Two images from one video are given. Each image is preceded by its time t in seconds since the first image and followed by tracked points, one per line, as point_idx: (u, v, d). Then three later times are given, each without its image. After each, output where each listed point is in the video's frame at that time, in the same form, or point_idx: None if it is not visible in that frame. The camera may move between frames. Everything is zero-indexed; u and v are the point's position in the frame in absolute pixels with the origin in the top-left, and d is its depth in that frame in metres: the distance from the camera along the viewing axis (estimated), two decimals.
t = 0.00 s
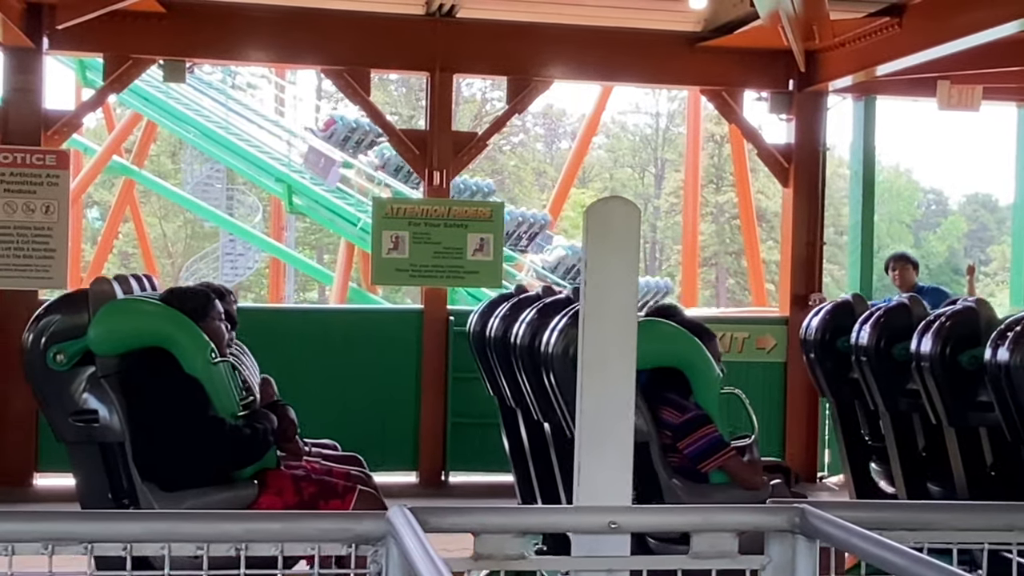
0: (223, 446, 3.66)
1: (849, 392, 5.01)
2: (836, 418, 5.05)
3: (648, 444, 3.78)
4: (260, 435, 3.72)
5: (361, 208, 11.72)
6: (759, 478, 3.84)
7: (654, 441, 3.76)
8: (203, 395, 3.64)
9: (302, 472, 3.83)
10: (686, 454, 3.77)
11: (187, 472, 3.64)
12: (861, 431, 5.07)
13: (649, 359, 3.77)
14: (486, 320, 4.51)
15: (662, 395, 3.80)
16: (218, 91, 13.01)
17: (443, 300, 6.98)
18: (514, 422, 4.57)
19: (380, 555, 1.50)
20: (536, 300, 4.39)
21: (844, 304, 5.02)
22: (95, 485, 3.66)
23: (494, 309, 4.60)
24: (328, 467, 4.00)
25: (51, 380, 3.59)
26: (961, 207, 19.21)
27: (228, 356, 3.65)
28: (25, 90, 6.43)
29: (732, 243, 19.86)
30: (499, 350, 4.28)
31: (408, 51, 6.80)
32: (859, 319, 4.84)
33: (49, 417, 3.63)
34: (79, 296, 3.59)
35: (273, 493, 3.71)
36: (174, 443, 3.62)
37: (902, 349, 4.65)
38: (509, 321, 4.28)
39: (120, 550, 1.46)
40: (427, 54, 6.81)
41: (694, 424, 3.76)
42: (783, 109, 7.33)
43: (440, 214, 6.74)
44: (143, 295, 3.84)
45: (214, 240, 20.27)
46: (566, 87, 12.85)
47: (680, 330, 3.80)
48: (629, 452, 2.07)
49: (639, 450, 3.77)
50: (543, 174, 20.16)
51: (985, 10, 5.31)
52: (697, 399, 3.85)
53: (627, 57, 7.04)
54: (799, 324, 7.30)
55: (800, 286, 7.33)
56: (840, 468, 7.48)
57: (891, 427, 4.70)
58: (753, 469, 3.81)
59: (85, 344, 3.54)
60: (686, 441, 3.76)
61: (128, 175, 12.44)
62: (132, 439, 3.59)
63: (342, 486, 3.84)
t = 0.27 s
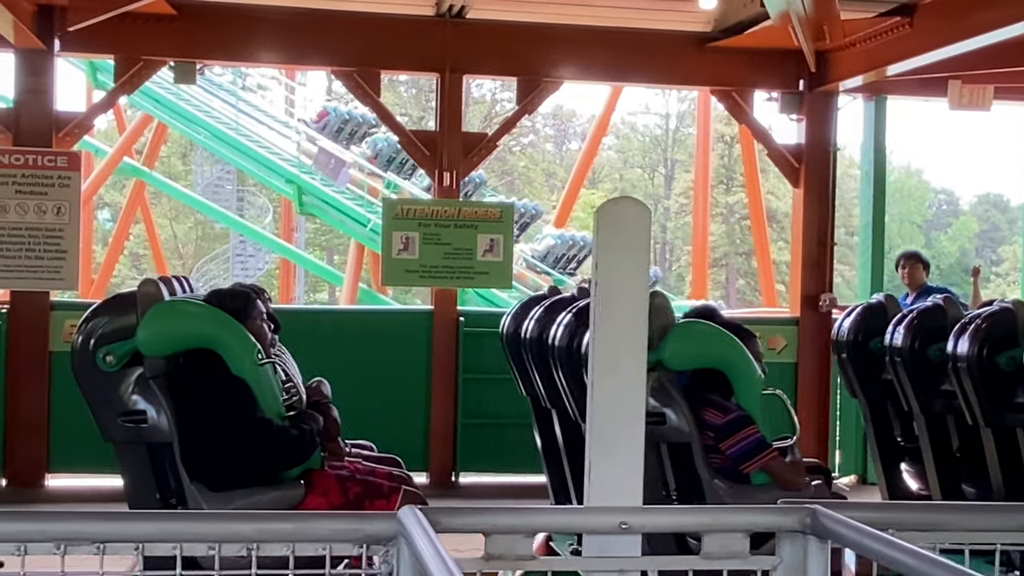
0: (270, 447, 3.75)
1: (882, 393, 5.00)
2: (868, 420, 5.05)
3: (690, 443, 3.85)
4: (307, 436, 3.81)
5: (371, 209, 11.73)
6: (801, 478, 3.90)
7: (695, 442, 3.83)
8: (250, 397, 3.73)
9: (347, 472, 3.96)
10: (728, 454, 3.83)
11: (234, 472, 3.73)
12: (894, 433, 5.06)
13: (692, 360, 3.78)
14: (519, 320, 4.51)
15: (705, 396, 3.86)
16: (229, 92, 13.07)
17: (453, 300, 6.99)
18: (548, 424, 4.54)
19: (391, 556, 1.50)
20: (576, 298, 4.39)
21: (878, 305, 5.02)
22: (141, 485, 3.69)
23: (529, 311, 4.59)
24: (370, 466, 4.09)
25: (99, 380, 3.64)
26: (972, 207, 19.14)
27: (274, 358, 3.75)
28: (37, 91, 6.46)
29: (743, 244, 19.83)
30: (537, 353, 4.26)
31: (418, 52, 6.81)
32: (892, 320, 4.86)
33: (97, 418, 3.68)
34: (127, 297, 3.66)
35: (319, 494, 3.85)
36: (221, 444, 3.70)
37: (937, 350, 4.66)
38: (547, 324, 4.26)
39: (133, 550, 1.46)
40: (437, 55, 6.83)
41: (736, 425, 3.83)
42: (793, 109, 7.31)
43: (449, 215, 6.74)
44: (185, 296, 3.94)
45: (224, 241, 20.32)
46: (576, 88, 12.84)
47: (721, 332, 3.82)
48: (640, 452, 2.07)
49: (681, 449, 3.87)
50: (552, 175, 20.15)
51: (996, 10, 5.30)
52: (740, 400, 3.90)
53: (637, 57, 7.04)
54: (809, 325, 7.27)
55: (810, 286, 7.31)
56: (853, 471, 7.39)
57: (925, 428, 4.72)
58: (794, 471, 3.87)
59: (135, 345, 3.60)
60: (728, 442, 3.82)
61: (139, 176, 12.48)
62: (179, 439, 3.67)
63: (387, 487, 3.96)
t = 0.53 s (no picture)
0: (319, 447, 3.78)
1: (918, 395, 4.87)
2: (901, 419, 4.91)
3: (734, 444, 3.87)
4: (354, 436, 3.85)
5: (383, 209, 11.75)
6: (845, 478, 3.89)
7: (739, 443, 3.84)
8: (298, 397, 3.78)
9: (393, 471, 3.94)
10: (773, 455, 3.85)
11: (284, 473, 3.75)
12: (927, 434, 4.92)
13: (737, 359, 3.77)
14: (554, 323, 4.48)
15: (747, 395, 3.88)
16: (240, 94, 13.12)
17: (464, 299, 6.98)
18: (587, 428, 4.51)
19: (403, 555, 1.50)
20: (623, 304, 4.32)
21: (911, 304, 4.85)
22: (191, 483, 3.74)
23: (563, 313, 4.54)
24: (414, 466, 4.07)
25: (149, 380, 3.68)
26: (984, 207, 19.09)
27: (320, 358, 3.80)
28: (50, 93, 6.49)
29: (754, 244, 19.81)
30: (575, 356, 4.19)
31: (429, 53, 6.81)
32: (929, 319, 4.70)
33: (147, 418, 3.73)
34: (175, 298, 3.69)
35: (367, 493, 3.85)
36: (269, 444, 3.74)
37: (974, 351, 4.54)
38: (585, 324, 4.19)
39: (145, 548, 1.46)
40: (448, 55, 6.83)
41: (779, 427, 3.84)
42: (805, 109, 7.29)
43: (460, 215, 6.74)
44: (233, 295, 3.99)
45: (236, 242, 20.37)
46: (586, 88, 12.85)
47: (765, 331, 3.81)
48: (653, 450, 2.07)
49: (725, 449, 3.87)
50: (563, 175, 20.15)
51: (1007, 10, 5.28)
52: (782, 400, 3.90)
53: (647, 57, 7.03)
54: (821, 325, 7.25)
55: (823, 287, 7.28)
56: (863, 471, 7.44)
57: (960, 428, 4.58)
58: (837, 470, 3.86)
59: (186, 346, 3.64)
60: (772, 443, 3.84)
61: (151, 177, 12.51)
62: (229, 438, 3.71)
63: (432, 486, 3.92)
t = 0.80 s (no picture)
0: (367, 447, 3.75)
1: (952, 395, 4.78)
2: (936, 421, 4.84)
3: (779, 445, 3.83)
4: (402, 436, 3.80)
5: (395, 209, 11.76)
6: (891, 479, 3.83)
7: (784, 444, 3.81)
8: (346, 396, 3.75)
9: (439, 471, 3.89)
10: (818, 455, 3.81)
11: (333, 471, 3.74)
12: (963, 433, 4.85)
13: (782, 360, 3.77)
14: (591, 323, 4.43)
15: (791, 397, 3.86)
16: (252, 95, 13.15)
17: (476, 300, 6.99)
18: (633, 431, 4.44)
19: (415, 555, 1.50)
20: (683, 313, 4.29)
21: (946, 305, 4.75)
22: (239, 483, 3.72)
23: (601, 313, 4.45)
24: (459, 466, 3.98)
25: (200, 379, 3.67)
26: (998, 207, 18.99)
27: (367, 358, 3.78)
28: (63, 93, 6.51)
29: (767, 244, 19.78)
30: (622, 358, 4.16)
31: (441, 53, 6.82)
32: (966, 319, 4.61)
33: (197, 417, 3.73)
34: (226, 298, 3.68)
35: (414, 493, 3.81)
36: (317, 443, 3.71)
37: (1012, 350, 4.45)
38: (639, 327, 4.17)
39: (158, 547, 1.46)
40: (459, 56, 6.83)
41: (824, 427, 3.81)
42: (817, 109, 7.27)
43: (472, 216, 6.75)
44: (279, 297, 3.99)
45: (248, 242, 20.43)
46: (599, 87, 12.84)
47: (808, 332, 3.81)
48: (665, 450, 2.06)
49: (771, 450, 3.83)
50: (575, 176, 20.14)
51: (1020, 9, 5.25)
52: (826, 400, 3.88)
53: (658, 57, 7.03)
54: (834, 325, 7.23)
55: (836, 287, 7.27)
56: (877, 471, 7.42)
57: (999, 430, 4.54)
58: (884, 471, 3.81)
59: (236, 346, 3.64)
60: (818, 443, 3.80)
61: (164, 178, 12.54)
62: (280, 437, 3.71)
63: (481, 486, 3.87)
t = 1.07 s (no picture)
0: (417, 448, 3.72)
1: (989, 397, 4.73)
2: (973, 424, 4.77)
3: (824, 445, 3.88)
4: (449, 436, 3.77)
5: (407, 211, 11.77)
6: (938, 482, 3.86)
7: (830, 445, 3.86)
8: (394, 397, 3.73)
9: (485, 471, 3.89)
10: (863, 457, 3.83)
11: (385, 474, 3.70)
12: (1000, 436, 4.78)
13: (827, 361, 3.83)
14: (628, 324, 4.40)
15: (835, 399, 3.89)
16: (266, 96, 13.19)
17: (487, 302, 6.99)
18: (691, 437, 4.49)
19: (427, 555, 1.50)
20: (720, 314, 4.26)
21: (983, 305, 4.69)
22: (287, 485, 3.71)
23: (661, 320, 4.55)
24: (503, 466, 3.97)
25: (249, 380, 3.68)
26: (1013, 207, 18.89)
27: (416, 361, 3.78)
28: (76, 96, 6.53)
29: (780, 245, 19.73)
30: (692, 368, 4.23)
31: (453, 54, 6.82)
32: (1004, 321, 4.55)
33: (245, 419, 3.72)
34: (273, 298, 3.68)
35: (462, 493, 3.82)
36: (368, 447, 3.69)
37: None
38: (704, 333, 4.24)
39: (170, 547, 1.45)
40: (472, 57, 6.83)
41: (869, 429, 3.83)
42: (830, 109, 7.25)
43: (484, 217, 6.75)
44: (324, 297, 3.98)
45: (261, 244, 20.47)
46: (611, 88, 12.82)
47: (856, 335, 3.86)
48: (679, 449, 2.05)
49: (816, 451, 3.89)
50: (587, 177, 20.14)
51: None
52: (872, 402, 3.92)
53: (670, 58, 7.02)
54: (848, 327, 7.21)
55: (849, 288, 7.24)
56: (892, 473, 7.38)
57: None
58: (929, 473, 3.83)
59: (287, 346, 3.64)
60: (863, 444, 3.82)
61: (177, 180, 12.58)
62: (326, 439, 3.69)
63: (527, 487, 3.84)
